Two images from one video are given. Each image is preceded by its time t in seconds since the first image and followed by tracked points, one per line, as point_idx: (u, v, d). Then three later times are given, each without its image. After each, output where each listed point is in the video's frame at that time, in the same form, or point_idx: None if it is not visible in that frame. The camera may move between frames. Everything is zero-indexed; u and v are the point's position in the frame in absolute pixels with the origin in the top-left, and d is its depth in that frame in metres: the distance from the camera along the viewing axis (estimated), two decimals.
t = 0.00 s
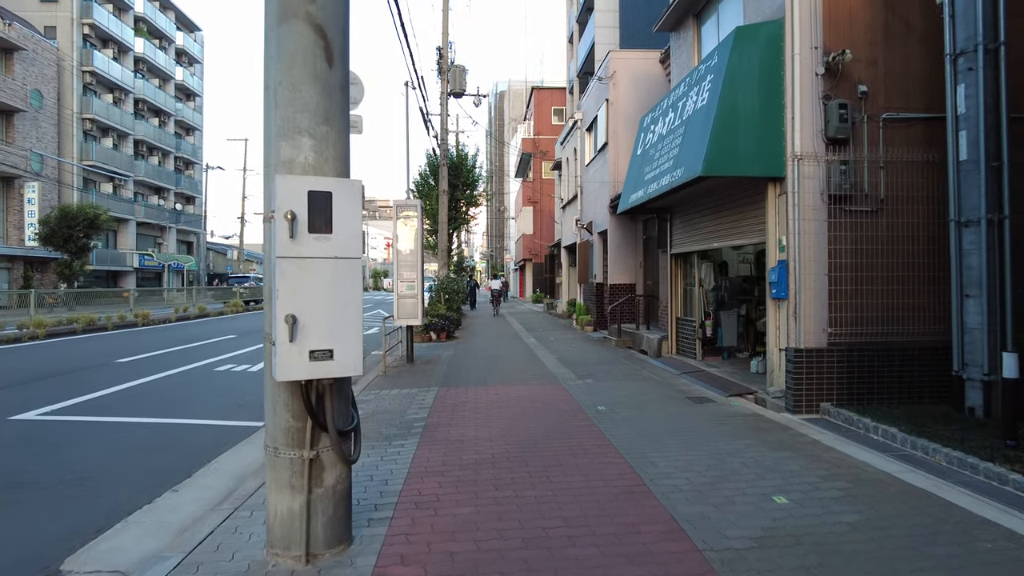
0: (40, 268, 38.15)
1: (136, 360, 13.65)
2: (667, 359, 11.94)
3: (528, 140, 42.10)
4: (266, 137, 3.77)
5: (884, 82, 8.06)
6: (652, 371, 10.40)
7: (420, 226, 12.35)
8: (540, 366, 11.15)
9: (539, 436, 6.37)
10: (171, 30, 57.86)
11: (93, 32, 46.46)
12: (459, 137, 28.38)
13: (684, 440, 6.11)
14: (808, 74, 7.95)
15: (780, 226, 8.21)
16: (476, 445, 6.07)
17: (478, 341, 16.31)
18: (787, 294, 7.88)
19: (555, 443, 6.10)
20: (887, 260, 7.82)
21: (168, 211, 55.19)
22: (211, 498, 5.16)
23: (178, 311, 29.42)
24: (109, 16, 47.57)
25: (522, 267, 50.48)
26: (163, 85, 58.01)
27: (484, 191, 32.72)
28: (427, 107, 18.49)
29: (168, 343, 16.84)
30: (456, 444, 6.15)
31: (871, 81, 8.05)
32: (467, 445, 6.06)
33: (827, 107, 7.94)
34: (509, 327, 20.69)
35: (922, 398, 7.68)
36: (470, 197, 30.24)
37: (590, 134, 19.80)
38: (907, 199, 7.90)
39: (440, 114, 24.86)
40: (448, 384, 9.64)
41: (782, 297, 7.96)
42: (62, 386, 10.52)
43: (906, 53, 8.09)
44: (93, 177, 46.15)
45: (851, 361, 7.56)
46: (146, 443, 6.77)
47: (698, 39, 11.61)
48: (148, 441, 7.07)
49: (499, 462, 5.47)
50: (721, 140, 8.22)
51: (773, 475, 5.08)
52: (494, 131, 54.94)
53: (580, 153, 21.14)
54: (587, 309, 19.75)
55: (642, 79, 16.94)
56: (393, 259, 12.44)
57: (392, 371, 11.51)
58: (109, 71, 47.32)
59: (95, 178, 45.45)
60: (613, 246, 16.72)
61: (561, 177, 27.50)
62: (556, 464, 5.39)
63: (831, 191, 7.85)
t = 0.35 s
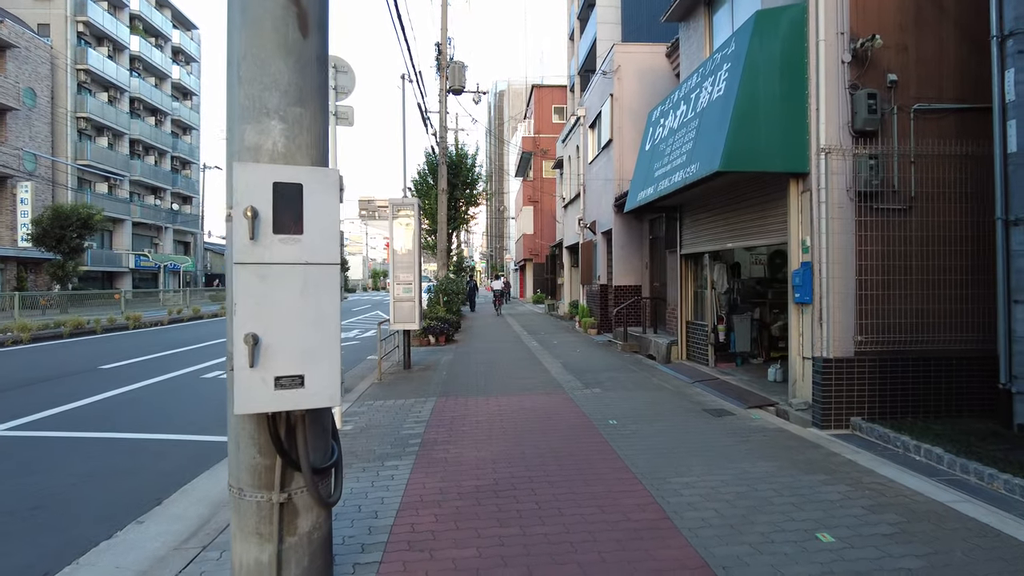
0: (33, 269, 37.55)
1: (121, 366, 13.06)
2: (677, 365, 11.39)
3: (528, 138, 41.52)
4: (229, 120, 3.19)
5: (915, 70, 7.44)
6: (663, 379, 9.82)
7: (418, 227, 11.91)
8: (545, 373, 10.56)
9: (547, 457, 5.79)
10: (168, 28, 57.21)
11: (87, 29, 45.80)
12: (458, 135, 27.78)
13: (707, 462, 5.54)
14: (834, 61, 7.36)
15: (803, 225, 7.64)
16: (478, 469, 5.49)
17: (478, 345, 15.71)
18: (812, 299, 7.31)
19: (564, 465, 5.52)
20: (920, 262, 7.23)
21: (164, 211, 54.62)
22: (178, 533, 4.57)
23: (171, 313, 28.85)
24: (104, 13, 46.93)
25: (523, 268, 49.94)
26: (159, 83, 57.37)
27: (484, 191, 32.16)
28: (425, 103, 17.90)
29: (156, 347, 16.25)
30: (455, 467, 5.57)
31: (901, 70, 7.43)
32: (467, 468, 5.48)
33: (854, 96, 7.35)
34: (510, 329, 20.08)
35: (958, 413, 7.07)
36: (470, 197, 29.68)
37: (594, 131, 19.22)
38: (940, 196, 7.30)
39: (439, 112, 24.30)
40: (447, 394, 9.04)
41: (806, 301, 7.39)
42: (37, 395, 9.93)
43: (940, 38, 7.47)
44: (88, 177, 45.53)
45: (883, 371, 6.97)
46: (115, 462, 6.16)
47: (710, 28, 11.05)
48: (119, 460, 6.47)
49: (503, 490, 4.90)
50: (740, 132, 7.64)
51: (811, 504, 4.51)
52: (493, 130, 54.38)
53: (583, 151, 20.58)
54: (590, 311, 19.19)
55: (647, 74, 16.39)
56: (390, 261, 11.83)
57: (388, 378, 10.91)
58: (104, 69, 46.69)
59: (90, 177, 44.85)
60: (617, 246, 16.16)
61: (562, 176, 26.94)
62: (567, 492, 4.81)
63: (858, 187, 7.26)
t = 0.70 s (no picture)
0: (24, 269, 36.83)
1: (103, 371, 12.44)
2: (688, 371, 10.82)
3: (528, 137, 40.92)
4: (179, 86, 2.60)
5: (952, 54, 6.84)
6: (675, 387, 9.24)
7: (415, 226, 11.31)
8: (549, 380, 9.97)
9: (556, 480, 5.21)
10: (163, 25, 56.49)
11: (81, 26, 45.09)
12: (457, 133, 27.17)
13: (736, 486, 4.96)
14: (865, 45, 6.78)
15: (831, 221, 7.06)
16: (480, 494, 4.92)
17: (478, 348, 15.10)
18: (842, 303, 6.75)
19: (577, 490, 4.94)
20: (958, 262, 6.63)
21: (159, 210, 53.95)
22: (138, 574, 3.98)
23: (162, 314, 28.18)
24: (97, 10, 46.20)
25: (522, 268, 49.33)
26: (154, 81, 56.64)
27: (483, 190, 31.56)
28: (423, 97, 17.30)
29: (143, 351, 15.62)
30: (454, 492, 4.98)
31: (937, 54, 6.83)
32: (468, 494, 4.90)
33: (887, 83, 6.75)
34: (511, 332, 19.47)
35: (1000, 427, 6.49)
36: (469, 196, 29.06)
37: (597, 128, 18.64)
38: (979, 191, 6.69)
39: (437, 109, 23.69)
40: (446, 404, 8.43)
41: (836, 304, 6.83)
42: (8, 404, 9.31)
43: (979, 20, 6.87)
44: (81, 176, 44.82)
45: (923, 382, 6.37)
46: (80, 482, 5.57)
47: (723, 16, 10.48)
48: (85, 480, 5.88)
49: (510, 522, 4.32)
50: (763, 122, 7.07)
51: (863, 540, 3.93)
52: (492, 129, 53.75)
53: (585, 148, 19.99)
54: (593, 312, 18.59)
55: (653, 68, 15.81)
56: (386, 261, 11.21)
57: (383, 386, 10.30)
58: (97, 66, 45.96)
59: (83, 176, 44.15)
60: (622, 246, 15.57)
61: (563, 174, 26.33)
62: (583, 525, 4.23)
63: (892, 181, 6.66)
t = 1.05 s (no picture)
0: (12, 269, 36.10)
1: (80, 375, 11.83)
2: (695, 375, 10.27)
3: (525, 135, 40.35)
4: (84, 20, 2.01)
5: (988, 31, 6.26)
6: (684, 392, 8.67)
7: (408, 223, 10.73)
8: (549, 385, 9.39)
9: (561, 501, 4.65)
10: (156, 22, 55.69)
11: (71, 22, 44.33)
12: (454, 130, 26.57)
13: (763, 509, 4.40)
14: (896, 22, 6.18)
15: (855, 213, 6.46)
16: (474, 520, 4.35)
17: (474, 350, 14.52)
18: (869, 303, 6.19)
19: (583, 514, 4.38)
20: (996, 258, 6.03)
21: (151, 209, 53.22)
22: None
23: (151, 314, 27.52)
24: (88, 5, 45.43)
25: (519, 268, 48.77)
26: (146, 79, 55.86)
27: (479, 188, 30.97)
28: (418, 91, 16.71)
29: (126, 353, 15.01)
30: (445, 516, 4.41)
31: (972, 32, 6.25)
32: (460, 520, 4.34)
33: (918, 63, 6.14)
34: (508, 333, 18.89)
35: None
36: (466, 193, 28.46)
37: (597, 123, 18.09)
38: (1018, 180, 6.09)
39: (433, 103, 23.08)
40: (439, 411, 7.86)
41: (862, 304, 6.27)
42: None
43: None
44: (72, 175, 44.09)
45: (962, 390, 5.77)
46: (30, 500, 5.00)
47: None
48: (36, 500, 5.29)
49: (507, 555, 3.75)
50: (785, 105, 6.40)
51: None
52: (489, 128, 53.19)
53: (585, 143, 19.42)
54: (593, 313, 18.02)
55: (656, 59, 15.23)
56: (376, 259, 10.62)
57: (373, 391, 9.71)
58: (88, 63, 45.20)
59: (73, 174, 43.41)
60: (624, 244, 15.02)
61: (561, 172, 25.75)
62: (593, 559, 3.67)
63: (923, 169, 6.05)
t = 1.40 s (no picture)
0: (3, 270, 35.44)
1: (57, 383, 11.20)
2: (706, 380, 9.71)
3: (524, 132, 39.72)
4: None
5: None
6: (697, 401, 8.08)
7: (401, 220, 10.09)
8: (553, 392, 8.79)
9: (571, 534, 4.07)
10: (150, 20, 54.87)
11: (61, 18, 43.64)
12: (451, 126, 25.94)
13: (805, 546, 3.81)
14: None
15: (888, 206, 5.86)
16: (471, 558, 3.77)
17: (472, 353, 13.93)
18: (908, 303, 5.59)
19: (598, 552, 3.79)
20: None
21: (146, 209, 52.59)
22: None
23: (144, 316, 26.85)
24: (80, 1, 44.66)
25: (518, 267, 48.15)
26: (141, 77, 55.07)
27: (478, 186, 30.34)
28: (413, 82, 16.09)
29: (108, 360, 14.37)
30: (438, 555, 3.82)
31: None
32: (455, 560, 3.74)
33: (960, 41, 5.52)
34: (508, 334, 18.26)
35: None
36: (464, 191, 27.85)
37: (600, 118, 17.48)
38: None
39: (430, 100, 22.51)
40: (435, 422, 7.27)
41: (898, 306, 5.67)
42: None
43: None
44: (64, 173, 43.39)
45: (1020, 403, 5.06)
46: None
47: None
48: None
49: None
50: (814, 89, 5.78)
51: None
52: (487, 125, 52.56)
53: (586, 139, 18.82)
54: (595, 313, 17.42)
55: (661, 49, 14.62)
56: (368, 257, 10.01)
57: (364, 399, 9.10)
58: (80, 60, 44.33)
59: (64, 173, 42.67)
60: (628, 242, 14.42)
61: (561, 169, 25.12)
62: None
63: (967, 156, 5.39)
